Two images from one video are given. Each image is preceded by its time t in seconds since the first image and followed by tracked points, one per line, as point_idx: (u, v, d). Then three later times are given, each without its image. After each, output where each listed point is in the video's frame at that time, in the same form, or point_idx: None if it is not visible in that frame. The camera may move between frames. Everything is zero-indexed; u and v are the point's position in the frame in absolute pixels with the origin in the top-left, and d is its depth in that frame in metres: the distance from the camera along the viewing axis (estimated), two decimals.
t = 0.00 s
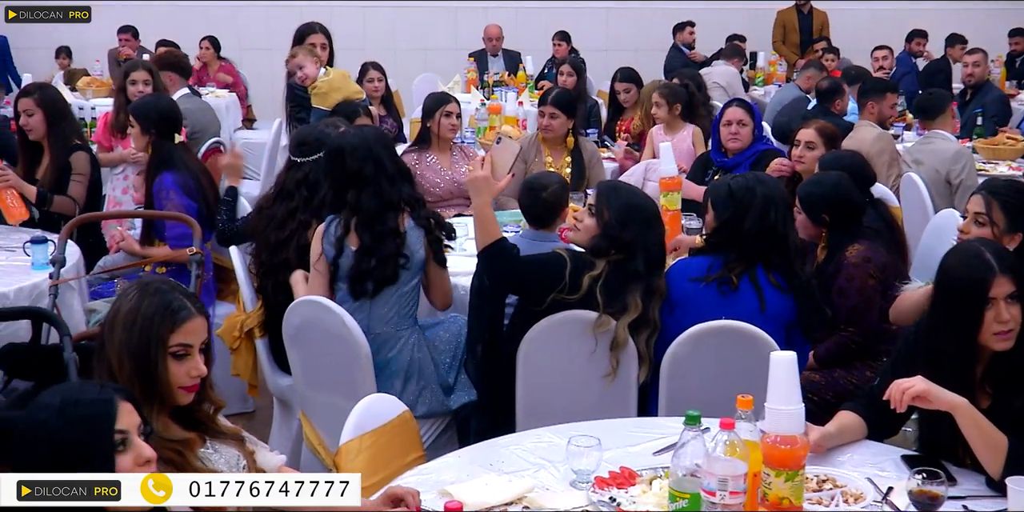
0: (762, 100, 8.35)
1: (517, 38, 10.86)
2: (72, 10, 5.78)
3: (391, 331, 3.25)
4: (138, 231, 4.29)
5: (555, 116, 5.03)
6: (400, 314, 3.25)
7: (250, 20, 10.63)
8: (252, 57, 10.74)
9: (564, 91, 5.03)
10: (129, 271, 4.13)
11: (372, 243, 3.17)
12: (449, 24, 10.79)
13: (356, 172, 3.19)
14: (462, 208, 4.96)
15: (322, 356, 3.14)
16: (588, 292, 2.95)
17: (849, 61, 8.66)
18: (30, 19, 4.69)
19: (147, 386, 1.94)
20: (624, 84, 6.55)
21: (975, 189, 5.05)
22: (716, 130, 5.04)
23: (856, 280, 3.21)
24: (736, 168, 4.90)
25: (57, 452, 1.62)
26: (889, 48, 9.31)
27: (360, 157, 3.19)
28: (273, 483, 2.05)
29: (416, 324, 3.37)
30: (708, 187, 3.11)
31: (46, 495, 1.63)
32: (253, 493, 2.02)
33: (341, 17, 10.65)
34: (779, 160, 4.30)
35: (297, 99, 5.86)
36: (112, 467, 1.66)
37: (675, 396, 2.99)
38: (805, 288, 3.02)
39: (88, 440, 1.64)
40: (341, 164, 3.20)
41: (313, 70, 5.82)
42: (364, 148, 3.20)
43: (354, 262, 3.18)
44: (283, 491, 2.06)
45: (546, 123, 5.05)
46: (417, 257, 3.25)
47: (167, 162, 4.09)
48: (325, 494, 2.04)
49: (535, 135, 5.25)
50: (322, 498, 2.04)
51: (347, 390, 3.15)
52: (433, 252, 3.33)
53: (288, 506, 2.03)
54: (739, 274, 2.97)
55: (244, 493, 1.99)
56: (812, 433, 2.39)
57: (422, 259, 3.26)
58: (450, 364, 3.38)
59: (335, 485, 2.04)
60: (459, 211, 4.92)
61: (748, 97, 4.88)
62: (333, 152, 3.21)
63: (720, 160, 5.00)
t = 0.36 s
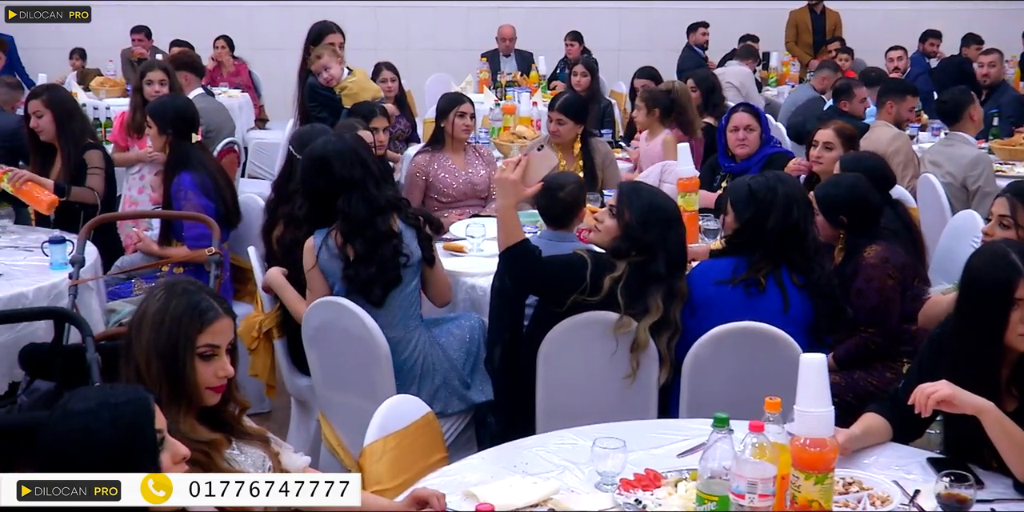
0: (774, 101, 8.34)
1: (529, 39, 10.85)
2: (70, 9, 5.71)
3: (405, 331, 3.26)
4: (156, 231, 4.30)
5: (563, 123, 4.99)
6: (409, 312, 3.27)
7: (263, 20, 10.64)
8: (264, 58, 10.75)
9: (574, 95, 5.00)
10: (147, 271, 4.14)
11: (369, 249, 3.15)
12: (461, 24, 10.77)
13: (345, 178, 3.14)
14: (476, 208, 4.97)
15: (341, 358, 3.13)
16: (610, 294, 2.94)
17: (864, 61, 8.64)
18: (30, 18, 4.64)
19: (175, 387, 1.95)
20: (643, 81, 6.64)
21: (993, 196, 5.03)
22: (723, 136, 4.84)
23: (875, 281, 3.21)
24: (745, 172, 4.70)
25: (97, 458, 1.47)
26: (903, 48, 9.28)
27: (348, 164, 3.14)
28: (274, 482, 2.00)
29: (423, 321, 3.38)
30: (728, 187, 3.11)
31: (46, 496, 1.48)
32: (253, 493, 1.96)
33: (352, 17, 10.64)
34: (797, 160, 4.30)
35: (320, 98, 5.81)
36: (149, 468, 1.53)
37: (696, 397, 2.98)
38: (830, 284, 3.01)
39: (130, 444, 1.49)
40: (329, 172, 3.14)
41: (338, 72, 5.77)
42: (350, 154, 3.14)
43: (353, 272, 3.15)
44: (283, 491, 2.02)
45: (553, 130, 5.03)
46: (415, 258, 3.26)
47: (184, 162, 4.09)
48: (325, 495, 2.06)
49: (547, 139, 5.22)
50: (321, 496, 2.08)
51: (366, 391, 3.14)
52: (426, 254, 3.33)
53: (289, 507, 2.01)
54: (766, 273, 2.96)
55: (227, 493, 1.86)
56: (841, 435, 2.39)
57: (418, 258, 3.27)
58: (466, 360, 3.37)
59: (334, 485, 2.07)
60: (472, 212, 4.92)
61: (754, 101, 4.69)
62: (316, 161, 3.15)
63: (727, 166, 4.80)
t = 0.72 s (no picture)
0: (789, 101, 8.32)
1: (542, 39, 10.84)
2: (71, 10, 5.61)
3: (425, 332, 3.25)
4: (173, 231, 4.30)
5: (586, 121, 4.91)
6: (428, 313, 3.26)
7: (275, 20, 10.64)
8: (277, 58, 10.76)
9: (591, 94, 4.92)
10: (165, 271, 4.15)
11: (383, 253, 3.14)
12: (473, 24, 10.77)
13: (361, 180, 3.12)
14: (492, 208, 4.96)
15: (362, 359, 3.13)
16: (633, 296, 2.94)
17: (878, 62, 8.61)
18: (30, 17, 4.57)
19: (203, 386, 1.97)
20: (666, 80, 6.64)
21: (1012, 202, 5.04)
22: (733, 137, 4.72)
23: (894, 282, 3.16)
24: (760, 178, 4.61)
25: (128, 458, 1.46)
26: (917, 48, 9.25)
27: (364, 166, 3.12)
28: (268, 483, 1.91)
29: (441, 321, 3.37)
30: (746, 188, 3.09)
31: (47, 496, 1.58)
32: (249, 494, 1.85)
33: (364, 17, 10.64)
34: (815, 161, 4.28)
35: (342, 98, 5.80)
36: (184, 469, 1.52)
37: (718, 399, 2.97)
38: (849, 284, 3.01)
39: (166, 446, 1.49)
40: (345, 173, 3.13)
41: (361, 73, 5.81)
42: (366, 156, 3.12)
43: (365, 275, 3.15)
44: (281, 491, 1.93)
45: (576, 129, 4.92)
46: (433, 258, 3.26)
47: (202, 162, 4.09)
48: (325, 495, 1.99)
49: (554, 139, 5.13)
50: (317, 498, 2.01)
51: (387, 392, 3.14)
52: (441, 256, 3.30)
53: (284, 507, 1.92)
54: (791, 273, 2.95)
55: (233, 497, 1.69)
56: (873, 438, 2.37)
57: (436, 259, 3.26)
58: (484, 359, 3.36)
59: (334, 484, 2.00)
60: (488, 213, 4.91)
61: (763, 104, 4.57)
62: (334, 164, 3.13)
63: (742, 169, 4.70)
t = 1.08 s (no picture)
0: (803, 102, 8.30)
1: (555, 39, 10.84)
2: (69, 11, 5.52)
3: (445, 332, 3.24)
4: (191, 232, 4.30)
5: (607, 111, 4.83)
6: (449, 314, 3.25)
7: (288, 20, 10.66)
8: (290, 58, 10.77)
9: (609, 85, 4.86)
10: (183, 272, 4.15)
11: (387, 261, 3.10)
12: (486, 24, 10.76)
13: (353, 191, 3.05)
14: (509, 209, 4.94)
15: (381, 361, 3.12)
16: (657, 298, 2.93)
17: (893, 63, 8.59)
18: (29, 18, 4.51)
19: (233, 387, 1.98)
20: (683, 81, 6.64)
21: None
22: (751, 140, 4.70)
23: (916, 284, 3.15)
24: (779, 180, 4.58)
25: (167, 460, 1.46)
26: (933, 49, 9.23)
27: (353, 176, 3.04)
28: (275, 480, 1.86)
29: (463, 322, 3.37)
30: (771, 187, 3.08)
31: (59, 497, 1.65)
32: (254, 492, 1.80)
33: (377, 17, 10.64)
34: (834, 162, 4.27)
35: (361, 98, 5.81)
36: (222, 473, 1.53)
37: (741, 399, 2.96)
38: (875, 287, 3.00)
39: (206, 450, 1.50)
40: (336, 185, 3.05)
41: (376, 74, 5.82)
42: (355, 166, 3.04)
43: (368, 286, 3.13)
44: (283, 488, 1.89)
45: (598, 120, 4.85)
46: (440, 260, 3.23)
47: (221, 163, 4.08)
48: (323, 494, 1.95)
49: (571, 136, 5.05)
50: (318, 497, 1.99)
51: (407, 394, 3.13)
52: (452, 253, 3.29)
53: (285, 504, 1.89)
54: (815, 275, 2.94)
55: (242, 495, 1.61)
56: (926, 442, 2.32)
57: (446, 258, 3.25)
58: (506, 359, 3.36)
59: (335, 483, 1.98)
60: (506, 214, 4.90)
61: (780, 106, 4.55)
62: (327, 178, 3.06)
63: (761, 171, 4.67)
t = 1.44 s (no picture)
0: (819, 102, 8.28)
1: (569, 40, 10.82)
2: (71, 11, 5.46)
3: (464, 331, 3.23)
4: (210, 233, 4.30)
5: (627, 111, 4.83)
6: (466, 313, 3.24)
7: (302, 21, 10.66)
8: (304, 58, 10.77)
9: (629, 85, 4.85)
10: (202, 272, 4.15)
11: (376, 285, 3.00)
12: (500, 24, 10.75)
13: (343, 214, 2.96)
14: (527, 210, 4.94)
15: (401, 363, 3.11)
16: (682, 300, 2.92)
17: (910, 63, 8.56)
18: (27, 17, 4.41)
19: (263, 389, 1.98)
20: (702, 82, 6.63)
21: None
22: (772, 141, 4.70)
23: (944, 287, 3.12)
24: (799, 181, 4.57)
25: (210, 463, 1.49)
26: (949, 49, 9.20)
27: (344, 198, 2.94)
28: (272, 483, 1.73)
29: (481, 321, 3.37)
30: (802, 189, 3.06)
31: (45, 496, 1.67)
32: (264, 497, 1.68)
33: (390, 17, 10.64)
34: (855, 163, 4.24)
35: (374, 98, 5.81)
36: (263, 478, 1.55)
37: (764, 401, 2.95)
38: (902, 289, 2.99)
39: (247, 456, 1.52)
40: (327, 207, 2.96)
41: (387, 74, 5.82)
42: (348, 187, 2.94)
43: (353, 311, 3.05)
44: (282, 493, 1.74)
45: (617, 119, 4.85)
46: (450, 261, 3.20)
47: (241, 165, 4.07)
48: (325, 493, 1.86)
49: (590, 136, 5.05)
50: (323, 498, 1.88)
51: (428, 395, 3.12)
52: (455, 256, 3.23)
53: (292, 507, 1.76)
54: (839, 280, 2.94)
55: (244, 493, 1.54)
56: (954, 446, 2.34)
57: (451, 260, 3.21)
58: (524, 356, 3.39)
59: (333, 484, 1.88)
60: (524, 214, 4.90)
61: (802, 106, 4.54)
62: (315, 197, 2.98)
63: (780, 172, 4.66)
